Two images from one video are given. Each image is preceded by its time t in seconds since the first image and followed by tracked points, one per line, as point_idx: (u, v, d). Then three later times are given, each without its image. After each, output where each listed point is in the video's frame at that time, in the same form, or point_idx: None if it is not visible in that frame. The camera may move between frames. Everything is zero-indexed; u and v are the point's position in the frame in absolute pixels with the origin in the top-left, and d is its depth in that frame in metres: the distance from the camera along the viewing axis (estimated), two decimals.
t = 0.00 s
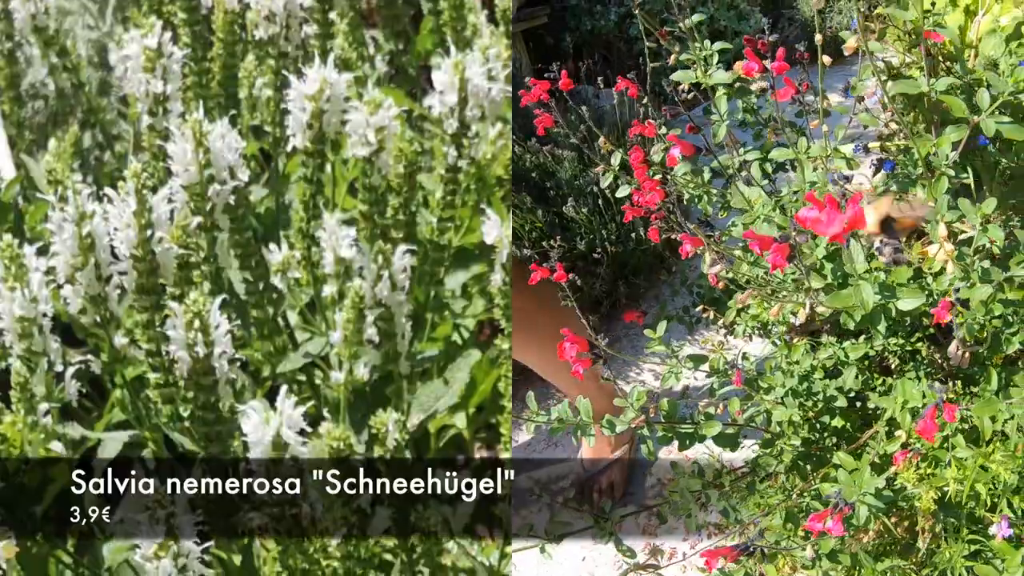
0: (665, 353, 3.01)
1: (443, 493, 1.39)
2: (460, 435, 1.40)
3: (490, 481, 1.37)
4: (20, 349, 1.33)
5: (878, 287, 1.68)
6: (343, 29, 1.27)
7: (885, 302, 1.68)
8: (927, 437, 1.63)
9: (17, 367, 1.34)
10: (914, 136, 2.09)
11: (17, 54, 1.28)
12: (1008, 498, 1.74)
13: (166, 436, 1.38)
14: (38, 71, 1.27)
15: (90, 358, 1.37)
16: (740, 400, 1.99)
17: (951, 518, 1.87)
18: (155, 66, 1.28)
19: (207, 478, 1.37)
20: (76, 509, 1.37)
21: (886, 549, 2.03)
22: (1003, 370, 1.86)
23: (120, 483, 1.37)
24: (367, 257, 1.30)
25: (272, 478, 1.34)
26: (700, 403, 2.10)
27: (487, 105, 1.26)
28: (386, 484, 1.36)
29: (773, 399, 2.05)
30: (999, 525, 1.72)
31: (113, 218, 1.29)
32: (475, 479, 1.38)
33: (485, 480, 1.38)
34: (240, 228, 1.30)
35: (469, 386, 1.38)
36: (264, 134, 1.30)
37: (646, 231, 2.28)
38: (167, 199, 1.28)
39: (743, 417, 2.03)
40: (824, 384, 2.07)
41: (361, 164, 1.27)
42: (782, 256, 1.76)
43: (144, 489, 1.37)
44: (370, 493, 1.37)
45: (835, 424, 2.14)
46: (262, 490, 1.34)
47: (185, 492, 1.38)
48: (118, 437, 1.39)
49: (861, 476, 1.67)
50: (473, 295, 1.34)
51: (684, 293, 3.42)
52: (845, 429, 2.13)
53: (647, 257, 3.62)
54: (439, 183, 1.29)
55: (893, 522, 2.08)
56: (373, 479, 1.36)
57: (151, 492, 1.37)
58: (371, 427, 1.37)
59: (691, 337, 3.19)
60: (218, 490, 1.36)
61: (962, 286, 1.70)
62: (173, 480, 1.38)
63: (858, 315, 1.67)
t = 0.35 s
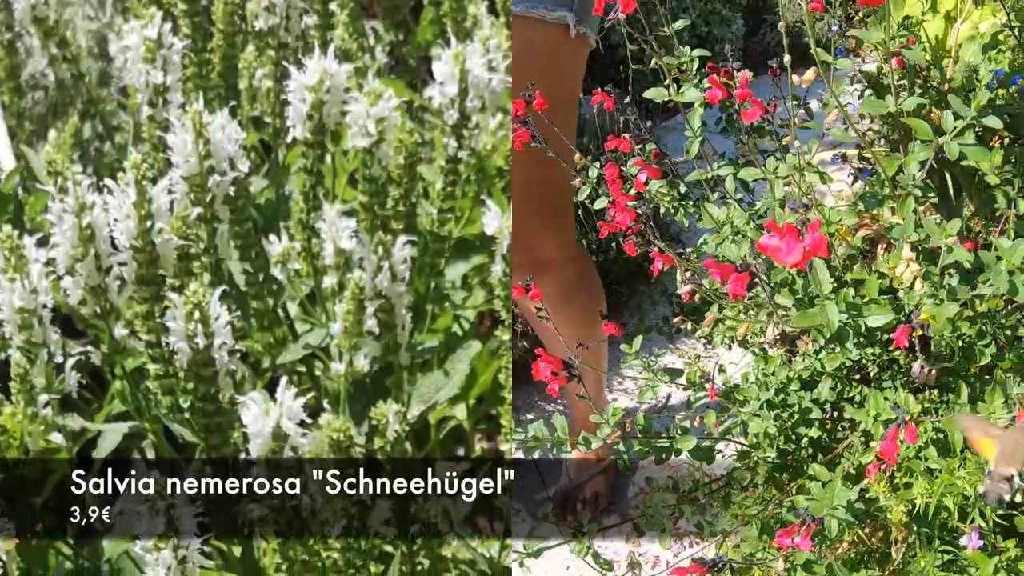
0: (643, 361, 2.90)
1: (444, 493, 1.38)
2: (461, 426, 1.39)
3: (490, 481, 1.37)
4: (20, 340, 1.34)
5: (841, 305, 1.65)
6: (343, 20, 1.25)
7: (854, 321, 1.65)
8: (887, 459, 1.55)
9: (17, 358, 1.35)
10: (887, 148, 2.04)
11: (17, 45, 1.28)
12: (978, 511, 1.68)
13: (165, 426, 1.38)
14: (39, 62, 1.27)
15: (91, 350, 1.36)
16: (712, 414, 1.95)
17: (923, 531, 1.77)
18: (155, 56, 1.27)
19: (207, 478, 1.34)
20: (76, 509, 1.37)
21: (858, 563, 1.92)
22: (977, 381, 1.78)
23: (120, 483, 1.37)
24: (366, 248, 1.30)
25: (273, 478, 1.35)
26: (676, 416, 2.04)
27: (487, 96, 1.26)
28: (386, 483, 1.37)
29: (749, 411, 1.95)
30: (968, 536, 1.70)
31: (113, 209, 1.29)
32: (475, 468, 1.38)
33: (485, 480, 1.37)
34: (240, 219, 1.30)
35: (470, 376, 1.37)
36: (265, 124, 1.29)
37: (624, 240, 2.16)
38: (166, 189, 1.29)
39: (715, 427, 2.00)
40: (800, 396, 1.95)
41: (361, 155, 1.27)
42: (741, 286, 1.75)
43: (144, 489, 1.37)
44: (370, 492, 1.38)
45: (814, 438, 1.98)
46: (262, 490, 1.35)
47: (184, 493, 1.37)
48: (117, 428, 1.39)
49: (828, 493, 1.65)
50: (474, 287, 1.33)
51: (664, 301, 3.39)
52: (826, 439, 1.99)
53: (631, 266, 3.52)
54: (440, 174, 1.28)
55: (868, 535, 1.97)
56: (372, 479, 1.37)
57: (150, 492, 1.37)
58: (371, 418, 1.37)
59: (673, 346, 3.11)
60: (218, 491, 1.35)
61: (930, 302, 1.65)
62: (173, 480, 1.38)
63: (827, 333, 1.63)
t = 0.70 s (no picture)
0: (621, 348, 2.78)
1: (443, 494, 1.38)
2: (461, 417, 1.38)
3: (490, 481, 1.36)
4: (20, 331, 1.35)
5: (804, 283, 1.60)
6: (343, 10, 1.26)
7: (819, 300, 1.61)
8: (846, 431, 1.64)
9: (17, 349, 1.36)
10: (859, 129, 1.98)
11: (17, 36, 1.28)
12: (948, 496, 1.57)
13: (165, 417, 1.37)
14: (38, 52, 1.27)
15: (90, 341, 1.36)
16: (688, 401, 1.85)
17: (893, 515, 1.65)
18: (155, 47, 1.27)
19: (207, 478, 1.37)
20: (76, 509, 1.38)
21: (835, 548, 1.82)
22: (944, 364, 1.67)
23: (120, 483, 1.36)
24: (366, 239, 1.30)
25: (272, 478, 1.36)
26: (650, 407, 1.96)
27: (488, 87, 1.25)
28: (386, 484, 1.38)
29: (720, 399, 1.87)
30: (936, 520, 1.56)
31: (112, 200, 1.29)
32: (475, 460, 1.37)
33: (485, 480, 1.36)
34: (240, 210, 1.30)
35: (470, 367, 1.36)
36: (265, 115, 1.29)
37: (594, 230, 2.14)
38: (166, 180, 1.29)
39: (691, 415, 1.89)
40: (773, 384, 1.85)
41: (361, 146, 1.27)
42: (695, 249, 1.79)
43: (144, 489, 1.36)
44: (370, 492, 1.38)
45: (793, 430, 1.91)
46: (262, 490, 1.36)
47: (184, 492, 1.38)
48: (117, 419, 1.39)
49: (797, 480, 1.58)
50: (474, 278, 1.33)
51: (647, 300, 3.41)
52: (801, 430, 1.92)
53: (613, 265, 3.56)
54: (440, 164, 1.28)
55: (839, 521, 1.88)
56: (372, 480, 1.38)
57: (150, 493, 1.36)
58: (371, 409, 1.37)
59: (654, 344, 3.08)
60: (218, 491, 1.37)
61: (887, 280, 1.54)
62: (173, 480, 1.39)
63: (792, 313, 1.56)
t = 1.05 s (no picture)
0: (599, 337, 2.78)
1: (443, 493, 1.38)
2: (461, 408, 1.38)
3: (490, 481, 1.36)
4: (19, 322, 1.35)
5: (729, 253, 1.64)
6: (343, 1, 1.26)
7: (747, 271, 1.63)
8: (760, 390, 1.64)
9: (16, 340, 1.35)
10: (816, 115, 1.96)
11: (17, 26, 1.28)
12: (896, 468, 1.52)
13: (165, 408, 1.38)
14: (38, 43, 1.27)
15: (90, 332, 1.36)
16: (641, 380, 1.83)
17: (843, 488, 1.64)
18: (154, 38, 1.27)
19: (207, 478, 1.36)
20: (75, 509, 1.41)
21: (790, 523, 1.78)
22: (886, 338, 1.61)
23: (120, 483, 1.37)
24: (367, 231, 1.29)
25: (272, 478, 1.36)
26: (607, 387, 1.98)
27: (488, 78, 1.26)
28: (386, 483, 1.37)
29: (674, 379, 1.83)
30: (879, 491, 1.56)
31: (113, 191, 1.29)
32: (475, 451, 1.38)
33: (485, 480, 1.36)
34: (240, 201, 1.30)
35: (471, 358, 1.36)
36: (265, 106, 1.29)
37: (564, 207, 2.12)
38: (166, 171, 1.28)
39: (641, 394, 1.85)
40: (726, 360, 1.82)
41: (361, 137, 1.27)
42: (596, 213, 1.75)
43: (143, 489, 1.37)
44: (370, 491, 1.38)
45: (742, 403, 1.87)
46: (262, 490, 1.36)
47: (184, 492, 1.39)
48: (117, 410, 1.39)
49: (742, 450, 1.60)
50: (475, 269, 1.33)
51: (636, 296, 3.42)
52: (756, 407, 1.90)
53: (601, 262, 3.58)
54: (440, 155, 1.28)
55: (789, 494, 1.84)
56: (373, 479, 1.38)
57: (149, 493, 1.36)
58: (371, 401, 1.37)
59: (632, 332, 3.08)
60: (218, 490, 1.36)
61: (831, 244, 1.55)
62: (172, 480, 1.39)
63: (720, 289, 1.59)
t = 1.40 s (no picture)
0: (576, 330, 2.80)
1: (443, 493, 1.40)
2: (462, 399, 1.39)
3: (490, 481, 1.40)
4: (18, 314, 1.34)
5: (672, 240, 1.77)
6: None
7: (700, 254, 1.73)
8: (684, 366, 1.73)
9: (16, 332, 1.35)
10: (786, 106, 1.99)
11: (17, 17, 1.27)
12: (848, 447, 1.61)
13: (165, 399, 1.37)
14: (38, 34, 1.27)
15: (90, 324, 1.36)
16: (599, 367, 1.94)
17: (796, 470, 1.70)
18: (154, 28, 1.27)
19: (207, 478, 1.38)
20: (75, 509, 1.41)
21: (748, 507, 1.83)
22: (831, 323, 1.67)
23: (120, 483, 1.40)
24: (367, 222, 1.29)
25: (273, 478, 1.38)
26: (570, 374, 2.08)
27: (489, 69, 1.26)
28: (386, 483, 1.39)
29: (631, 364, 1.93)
30: (829, 471, 1.64)
31: (113, 182, 1.28)
32: (475, 442, 1.40)
33: (485, 480, 1.40)
34: (240, 191, 1.30)
35: (471, 349, 1.36)
36: (265, 97, 1.29)
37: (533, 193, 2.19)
38: (166, 162, 1.28)
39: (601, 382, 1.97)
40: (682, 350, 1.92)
41: (361, 128, 1.27)
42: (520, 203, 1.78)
43: (144, 489, 1.40)
44: (370, 492, 1.40)
45: (703, 389, 1.97)
46: (262, 490, 1.38)
47: (185, 492, 1.40)
48: (117, 402, 1.39)
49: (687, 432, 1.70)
50: (475, 260, 1.32)
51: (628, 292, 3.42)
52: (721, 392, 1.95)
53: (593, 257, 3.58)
54: (441, 146, 1.28)
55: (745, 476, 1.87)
56: (372, 480, 1.39)
57: (150, 492, 1.40)
58: (371, 392, 1.36)
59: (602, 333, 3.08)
60: (218, 490, 1.39)
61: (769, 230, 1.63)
62: (173, 480, 1.40)
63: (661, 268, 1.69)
